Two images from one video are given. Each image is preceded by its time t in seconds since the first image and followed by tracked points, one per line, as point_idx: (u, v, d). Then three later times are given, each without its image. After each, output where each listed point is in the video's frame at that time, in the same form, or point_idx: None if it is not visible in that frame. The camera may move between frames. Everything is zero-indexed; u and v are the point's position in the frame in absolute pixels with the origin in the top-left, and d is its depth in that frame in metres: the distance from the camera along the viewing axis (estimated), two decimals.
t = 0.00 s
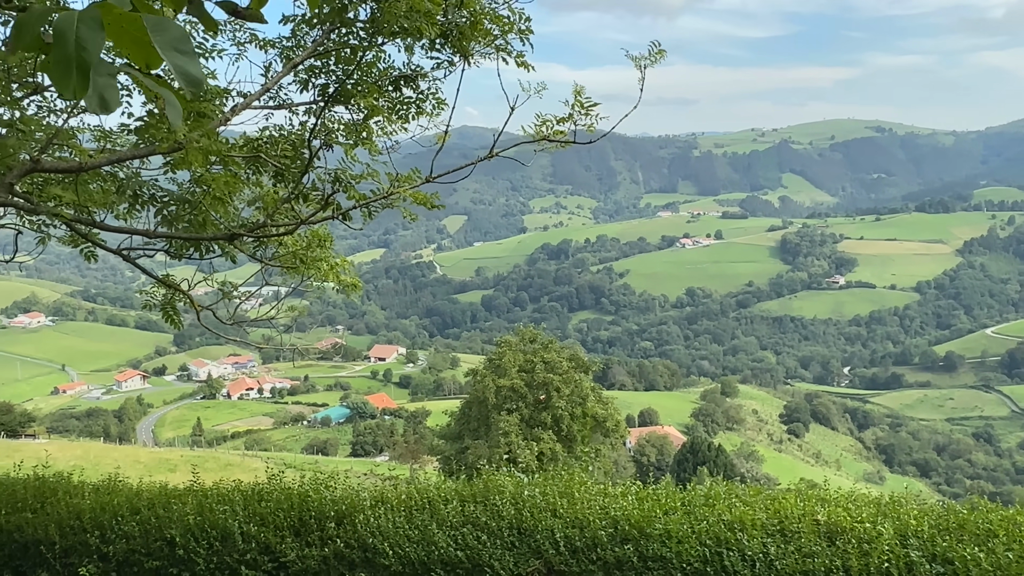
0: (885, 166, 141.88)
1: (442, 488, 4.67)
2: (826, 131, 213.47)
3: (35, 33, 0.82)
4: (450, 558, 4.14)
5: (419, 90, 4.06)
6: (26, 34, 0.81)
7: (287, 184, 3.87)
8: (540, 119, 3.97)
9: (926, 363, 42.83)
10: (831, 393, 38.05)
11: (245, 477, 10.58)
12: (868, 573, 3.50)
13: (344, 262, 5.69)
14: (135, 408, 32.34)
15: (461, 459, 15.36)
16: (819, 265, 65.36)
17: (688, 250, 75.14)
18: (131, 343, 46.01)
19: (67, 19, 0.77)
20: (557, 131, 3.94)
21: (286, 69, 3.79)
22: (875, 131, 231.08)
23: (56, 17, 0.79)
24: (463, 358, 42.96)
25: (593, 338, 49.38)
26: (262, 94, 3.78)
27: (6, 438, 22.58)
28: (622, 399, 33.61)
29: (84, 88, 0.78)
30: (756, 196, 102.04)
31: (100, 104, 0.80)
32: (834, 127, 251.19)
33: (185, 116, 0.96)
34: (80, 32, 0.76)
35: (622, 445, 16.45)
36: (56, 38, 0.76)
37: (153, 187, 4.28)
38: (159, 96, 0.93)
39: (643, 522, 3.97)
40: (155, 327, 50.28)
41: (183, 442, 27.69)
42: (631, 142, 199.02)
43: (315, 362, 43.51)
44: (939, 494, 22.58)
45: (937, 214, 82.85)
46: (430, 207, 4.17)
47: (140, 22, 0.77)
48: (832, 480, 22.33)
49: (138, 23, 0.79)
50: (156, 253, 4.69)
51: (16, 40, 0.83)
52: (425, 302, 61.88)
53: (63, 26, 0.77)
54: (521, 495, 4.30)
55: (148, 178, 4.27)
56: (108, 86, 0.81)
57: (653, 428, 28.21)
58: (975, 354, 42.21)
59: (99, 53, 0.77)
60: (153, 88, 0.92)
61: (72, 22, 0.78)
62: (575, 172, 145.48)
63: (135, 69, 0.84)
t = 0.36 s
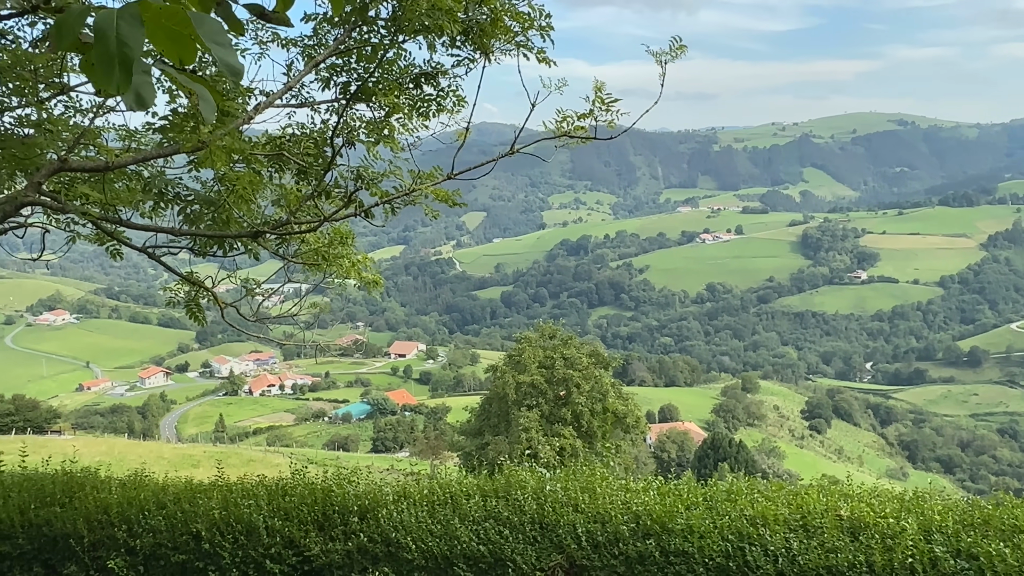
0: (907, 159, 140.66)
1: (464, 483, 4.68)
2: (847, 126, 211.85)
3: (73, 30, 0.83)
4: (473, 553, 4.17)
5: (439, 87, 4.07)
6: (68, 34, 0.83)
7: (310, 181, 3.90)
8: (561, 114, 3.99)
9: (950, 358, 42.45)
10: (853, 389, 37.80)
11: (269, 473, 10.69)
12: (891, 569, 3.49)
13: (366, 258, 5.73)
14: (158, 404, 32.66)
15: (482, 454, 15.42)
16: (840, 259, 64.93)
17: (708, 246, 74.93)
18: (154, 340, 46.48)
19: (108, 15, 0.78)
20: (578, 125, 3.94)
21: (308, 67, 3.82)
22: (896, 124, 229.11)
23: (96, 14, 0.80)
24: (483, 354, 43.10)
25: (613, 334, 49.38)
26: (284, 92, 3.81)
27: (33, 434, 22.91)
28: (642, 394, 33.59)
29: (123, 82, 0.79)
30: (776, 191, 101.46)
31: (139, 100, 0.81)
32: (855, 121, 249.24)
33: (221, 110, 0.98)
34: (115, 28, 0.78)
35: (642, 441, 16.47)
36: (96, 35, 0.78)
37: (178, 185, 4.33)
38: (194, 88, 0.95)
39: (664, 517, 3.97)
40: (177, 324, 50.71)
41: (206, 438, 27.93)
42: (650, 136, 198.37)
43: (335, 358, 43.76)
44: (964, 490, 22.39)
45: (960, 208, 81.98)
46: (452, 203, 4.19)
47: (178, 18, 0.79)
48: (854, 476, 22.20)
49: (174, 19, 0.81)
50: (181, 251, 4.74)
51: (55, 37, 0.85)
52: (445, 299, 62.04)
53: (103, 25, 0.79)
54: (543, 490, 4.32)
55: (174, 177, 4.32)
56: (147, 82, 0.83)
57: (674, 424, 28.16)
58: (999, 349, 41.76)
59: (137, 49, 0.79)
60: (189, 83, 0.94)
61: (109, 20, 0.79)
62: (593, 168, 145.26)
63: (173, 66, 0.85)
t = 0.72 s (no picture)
0: (934, 154, 139.29)
1: (481, 478, 4.72)
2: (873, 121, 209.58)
3: (83, 37, 0.87)
4: (489, 547, 4.20)
5: (455, 86, 4.10)
6: (77, 41, 0.87)
7: (326, 179, 3.95)
8: (576, 111, 4.00)
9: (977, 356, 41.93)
10: (878, 387, 37.45)
11: (292, 467, 10.81)
12: (905, 566, 3.48)
13: (384, 256, 5.78)
14: (183, 401, 32.99)
15: (503, 450, 15.45)
16: (865, 256, 64.45)
17: (731, 242, 74.51)
18: (179, 336, 46.92)
19: (114, 24, 0.83)
20: (592, 123, 3.96)
21: (326, 66, 3.86)
22: (923, 118, 226.34)
23: (105, 22, 0.85)
24: (505, 351, 43.15)
25: (635, 331, 49.31)
26: (302, 92, 3.85)
27: (61, 429, 23.24)
28: (665, 391, 33.48)
29: (127, 85, 0.83)
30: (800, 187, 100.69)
31: (144, 106, 0.86)
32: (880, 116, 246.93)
33: (222, 112, 1.02)
34: (121, 41, 0.82)
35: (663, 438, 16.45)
36: (104, 39, 0.82)
37: (198, 183, 4.39)
38: (201, 94, 0.99)
39: (679, 513, 3.99)
40: (202, 320, 51.17)
41: (230, 434, 28.19)
42: (672, 131, 197.55)
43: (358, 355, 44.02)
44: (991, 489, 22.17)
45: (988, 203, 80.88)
46: (467, 201, 4.21)
47: (181, 23, 0.83)
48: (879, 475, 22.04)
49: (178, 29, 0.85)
50: (202, 248, 4.80)
51: (67, 46, 0.89)
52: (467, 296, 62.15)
53: (111, 30, 0.83)
54: (558, 485, 4.34)
55: (194, 176, 4.39)
56: (150, 85, 0.87)
57: (696, 421, 28.09)
58: None
59: (141, 55, 0.83)
60: (196, 86, 0.98)
61: (116, 30, 0.84)
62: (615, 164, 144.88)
63: (178, 69, 0.89)
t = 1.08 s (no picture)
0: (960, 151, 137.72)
1: (495, 473, 4.76)
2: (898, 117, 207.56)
3: (95, 39, 0.91)
4: (501, 541, 4.24)
5: (471, 84, 4.14)
6: (89, 45, 0.91)
7: (341, 177, 4.01)
8: (589, 109, 4.03)
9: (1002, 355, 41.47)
10: (901, 386, 37.16)
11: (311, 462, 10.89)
12: (916, 563, 3.49)
13: (401, 253, 5.85)
14: (205, 396, 33.31)
15: (522, 447, 15.49)
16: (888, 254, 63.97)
17: (752, 240, 74.14)
18: (201, 332, 47.36)
19: (126, 29, 0.87)
20: (605, 121, 3.99)
21: (343, 66, 3.92)
22: (948, 115, 224.05)
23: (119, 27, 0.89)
24: (525, 348, 43.18)
25: (655, 328, 49.28)
26: (319, 90, 3.90)
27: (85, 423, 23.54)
28: (685, 389, 33.42)
29: (137, 92, 0.88)
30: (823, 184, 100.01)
31: (155, 109, 0.91)
32: (904, 111, 244.30)
33: (235, 118, 1.08)
34: (133, 45, 0.87)
35: (683, 436, 16.43)
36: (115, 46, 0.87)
37: (217, 180, 4.49)
38: (210, 98, 1.03)
39: (691, 508, 4.02)
40: (224, 316, 51.62)
41: (251, 429, 28.44)
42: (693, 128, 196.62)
43: (379, 351, 44.23)
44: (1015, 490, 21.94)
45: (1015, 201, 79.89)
46: (481, 198, 4.27)
47: (188, 33, 0.88)
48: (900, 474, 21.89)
49: (184, 33, 0.89)
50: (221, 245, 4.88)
51: (82, 49, 0.93)
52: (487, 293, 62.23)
53: (123, 37, 0.88)
54: (571, 480, 4.38)
55: (213, 172, 4.47)
56: (162, 88, 0.91)
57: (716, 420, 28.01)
58: None
59: (149, 57, 0.88)
60: (205, 91, 1.02)
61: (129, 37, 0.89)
62: (636, 161, 144.46)
63: (187, 74, 0.93)
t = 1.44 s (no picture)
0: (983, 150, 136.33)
1: (509, 468, 4.80)
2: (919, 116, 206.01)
3: (114, 45, 0.95)
4: (514, 534, 4.28)
5: (487, 83, 4.18)
6: (108, 49, 0.95)
7: (357, 175, 4.09)
8: (602, 109, 4.07)
9: None
10: (922, 387, 36.87)
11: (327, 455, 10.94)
12: (926, 561, 3.51)
13: (417, 251, 5.90)
14: (225, 392, 33.56)
15: (538, 445, 15.49)
16: (909, 254, 63.48)
17: (772, 238, 73.81)
18: (221, 328, 47.71)
19: (141, 34, 0.91)
20: (618, 121, 4.03)
21: (360, 64, 3.97)
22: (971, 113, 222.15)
23: (135, 34, 0.94)
24: (542, 346, 43.25)
25: (673, 328, 49.22)
26: (337, 88, 3.95)
27: (106, 418, 23.80)
28: (703, 389, 33.33)
29: (152, 93, 0.91)
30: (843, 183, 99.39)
31: (173, 111, 0.95)
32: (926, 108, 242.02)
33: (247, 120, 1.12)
34: (148, 50, 0.91)
35: (700, 435, 16.43)
36: (130, 51, 0.91)
37: (236, 178, 4.57)
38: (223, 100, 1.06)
39: (701, 505, 4.05)
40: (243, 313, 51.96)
41: (270, 425, 28.63)
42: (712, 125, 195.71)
43: (396, 349, 44.41)
44: None
45: None
46: (494, 197, 4.31)
47: (200, 41, 0.92)
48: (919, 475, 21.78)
49: (195, 38, 0.93)
50: (239, 241, 4.95)
51: (102, 49, 0.97)
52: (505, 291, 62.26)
53: (138, 41, 0.92)
54: (584, 477, 4.43)
55: (233, 170, 4.56)
56: (178, 94, 0.95)
57: (734, 419, 27.93)
58: None
59: (162, 63, 0.91)
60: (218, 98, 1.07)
61: (144, 39, 0.92)
62: (654, 160, 144.01)
63: (200, 79, 0.97)
